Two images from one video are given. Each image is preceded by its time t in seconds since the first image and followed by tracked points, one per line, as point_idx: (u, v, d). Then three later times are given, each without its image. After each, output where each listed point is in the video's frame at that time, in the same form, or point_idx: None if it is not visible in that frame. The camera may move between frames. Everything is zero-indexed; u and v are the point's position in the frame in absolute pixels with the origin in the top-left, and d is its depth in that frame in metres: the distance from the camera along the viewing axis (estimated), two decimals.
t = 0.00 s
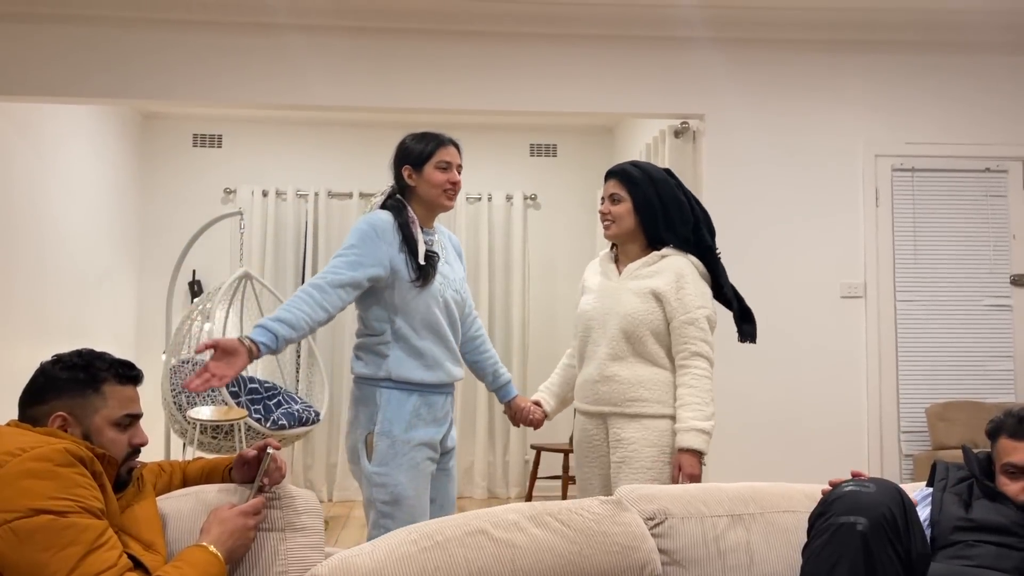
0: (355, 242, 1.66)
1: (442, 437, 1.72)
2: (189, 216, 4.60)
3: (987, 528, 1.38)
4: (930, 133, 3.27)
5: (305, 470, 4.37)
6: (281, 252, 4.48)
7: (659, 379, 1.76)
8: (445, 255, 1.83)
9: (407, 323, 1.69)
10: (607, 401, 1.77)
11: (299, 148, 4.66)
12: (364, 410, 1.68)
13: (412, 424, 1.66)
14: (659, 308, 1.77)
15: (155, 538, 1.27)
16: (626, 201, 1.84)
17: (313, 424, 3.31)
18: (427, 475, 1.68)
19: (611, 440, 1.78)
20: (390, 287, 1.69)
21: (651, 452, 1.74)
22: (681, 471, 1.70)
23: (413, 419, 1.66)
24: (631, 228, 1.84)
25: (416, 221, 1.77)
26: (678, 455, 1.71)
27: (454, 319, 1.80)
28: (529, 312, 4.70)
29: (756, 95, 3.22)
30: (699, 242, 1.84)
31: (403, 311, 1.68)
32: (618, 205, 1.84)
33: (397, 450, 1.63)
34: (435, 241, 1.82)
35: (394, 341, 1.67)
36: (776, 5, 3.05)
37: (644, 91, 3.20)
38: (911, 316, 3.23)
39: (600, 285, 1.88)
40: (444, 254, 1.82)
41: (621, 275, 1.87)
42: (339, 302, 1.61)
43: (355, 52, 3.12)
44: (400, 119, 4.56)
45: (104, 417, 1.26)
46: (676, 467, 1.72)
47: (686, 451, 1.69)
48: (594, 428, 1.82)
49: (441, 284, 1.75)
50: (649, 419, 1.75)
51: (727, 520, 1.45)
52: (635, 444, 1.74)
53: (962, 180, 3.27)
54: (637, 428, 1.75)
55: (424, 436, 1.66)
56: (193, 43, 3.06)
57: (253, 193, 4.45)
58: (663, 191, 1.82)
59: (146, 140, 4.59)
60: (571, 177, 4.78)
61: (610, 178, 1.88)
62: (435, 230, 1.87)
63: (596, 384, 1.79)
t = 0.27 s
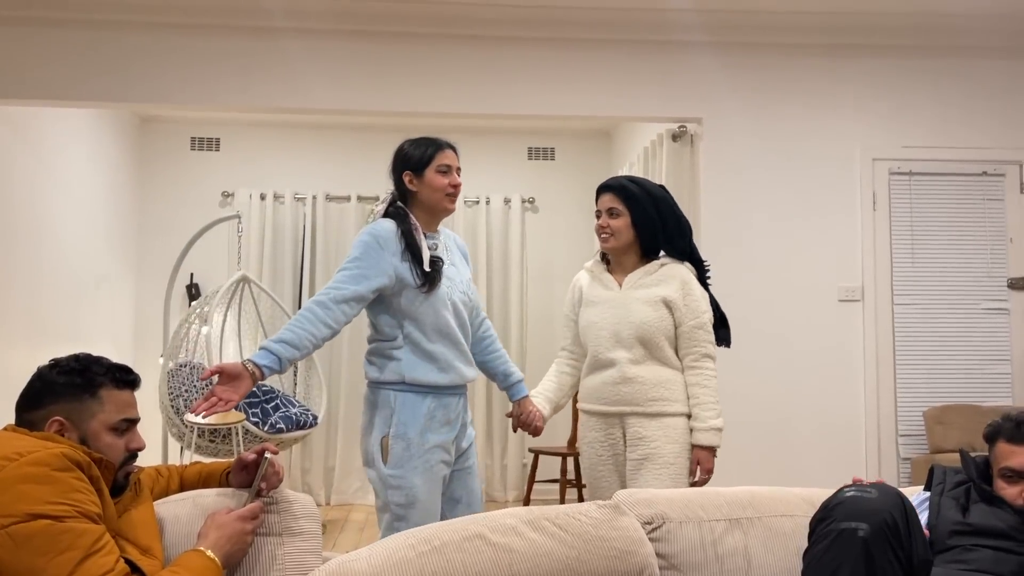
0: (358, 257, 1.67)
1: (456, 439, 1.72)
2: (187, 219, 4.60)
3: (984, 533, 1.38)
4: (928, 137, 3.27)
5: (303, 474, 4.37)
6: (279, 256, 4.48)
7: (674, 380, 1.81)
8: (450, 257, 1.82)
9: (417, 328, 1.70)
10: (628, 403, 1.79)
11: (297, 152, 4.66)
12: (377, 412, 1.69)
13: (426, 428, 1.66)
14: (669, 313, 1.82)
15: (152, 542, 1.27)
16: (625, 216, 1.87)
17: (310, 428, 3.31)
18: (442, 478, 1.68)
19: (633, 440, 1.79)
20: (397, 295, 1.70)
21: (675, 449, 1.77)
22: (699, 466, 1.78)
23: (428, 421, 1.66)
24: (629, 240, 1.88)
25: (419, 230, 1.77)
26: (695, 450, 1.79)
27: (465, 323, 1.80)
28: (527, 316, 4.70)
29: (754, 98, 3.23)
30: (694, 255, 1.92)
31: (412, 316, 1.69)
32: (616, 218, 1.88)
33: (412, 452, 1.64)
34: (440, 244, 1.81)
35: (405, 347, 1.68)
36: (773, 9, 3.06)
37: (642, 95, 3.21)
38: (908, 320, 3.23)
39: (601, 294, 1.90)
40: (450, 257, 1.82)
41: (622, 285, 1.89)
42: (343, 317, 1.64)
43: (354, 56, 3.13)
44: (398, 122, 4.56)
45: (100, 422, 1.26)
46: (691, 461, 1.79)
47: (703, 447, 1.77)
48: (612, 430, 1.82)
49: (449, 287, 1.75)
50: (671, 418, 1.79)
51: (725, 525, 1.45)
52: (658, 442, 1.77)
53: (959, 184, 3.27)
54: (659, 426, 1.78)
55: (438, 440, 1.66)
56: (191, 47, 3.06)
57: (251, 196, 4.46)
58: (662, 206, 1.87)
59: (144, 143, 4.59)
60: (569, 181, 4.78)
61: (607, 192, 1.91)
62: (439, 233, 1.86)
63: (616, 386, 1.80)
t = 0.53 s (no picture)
0: (364, 268, 1.75)
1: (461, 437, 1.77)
2: (181, 222, 4.59)
3: (977, 536, 1.38)
4: (920, 141, 3.28)
5: (296, 477, 4.36)
6: (273, 259, 4.47)
7: (679, 376, 1.95)
8: (457, 263, 1.87)
9: (416, 331, 1.76)
10: (638, 400, 1.91)
11: (291, 154, 4.65)
12: (383, 411, 1.77)
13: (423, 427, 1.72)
14: (672, 313, 1.96)
15: (144, 547, 1.26)
16: (628, 221, 1.99)
17: (304, 431, 3.30)
18: (444, 477, 1.72)
19: (643, 435, 1.91)
20: (399, 297, 1.78)
21: (686, 442, 1.90)
22: (721, 460, 1.97)
23: (424, 421, 1.72)
24: (631, 244, 2.01)
25: (424, 236, 1.83)
26: (714, 447, 1.97)
27: (472, 327, 1.83)
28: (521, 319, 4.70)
29: (747, 102, 3.23)
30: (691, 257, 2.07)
31: (410, 318, 1.77)
32: (619, 223, 2.00)
33: (409, 450, 1.70)
34: (448, 252, 1.86)
35: (404, 348, 1.76)
36: (766, 13, 3.07)
37: (636, 98, 3.21)
38: (901, 323, 3.24)
39: (603, 293, 2.02)
40: (458, 264, 1.87)
41: (624, 285, 2.01)
42: (352, 325, 1.74)
43: (348, 59, 3.13)
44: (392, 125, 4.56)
45: (92, 426, 1.25)
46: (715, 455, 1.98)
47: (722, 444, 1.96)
48: (621, 426, 1.93)
49: (449, 290, 1.80)
50: (679, 413, 1.92)
51: (718, 528, 1.46)
52: (670, 436, 1.89)
53: (951, 187, 3.29)
54: (669, 421, 1.91)
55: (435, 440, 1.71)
56: (184, 50, 3.05)
57: (244, 199, 4.46)
58: (664, 211, 2.00)
59: (137, 145, 4.58)
60: (563, 183, 4.78)
61: (609, 197, 2.02)
62: (449, 241, 1.91)
63: (626, 384, 1.92)
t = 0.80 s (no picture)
0: (372, 285, 1.82)
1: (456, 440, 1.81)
2: (168, 225, 4.57)
3: (963, 538, 1.38)
4: (906, 145, 3.31)
5: (284, 482, 4.34)
6: (261, 262, 4.45)
7: (688, 382, 2.04)
8: (462, 272, 1.92)
9: (416, 338, 1.83)
10: (652, 404, 1.97)
11: (279, 157, 4.64)
12: (384, 416, 1.85)
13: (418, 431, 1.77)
14: (684, 319, 2.05)
15: (131, 552, 1.25)
16: (635, 226, 2.06)
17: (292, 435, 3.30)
18: (439, 479, 1.77)
19: (654, 439, 1.98)
20: (402, 306, 1.85)
21: (693, 447, 1.98)
22: (716, 463, 1.99)
23: (418, 425, 1.77)
24: (639, 249, 2.07)
25: (430, 247, 1.89)
26: (709, 449, 2.00)
27: (472, 334, 1.88)
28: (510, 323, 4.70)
29: (735, 106, 3.25)
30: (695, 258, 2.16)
31: (411, 326, 1.83)
32: (628, 229, 2.06)
33: (403, 453, 1.77)
34: (453, 262, 1.92)
35: (404, 355, 1.83)
36: (754, 18, 3.09)
37: (625, 102, 3.22)
38: (888, 326, 3.26)
39: (618, 295, 2.07)
40: (462, 273, 1.92)
41: (637, 289, 2.08)
42: (369, 342, 1.84)
43: (337, 62, 3.12)
44: (381, 128, 4.56)
45: (79, 431, 1.24)
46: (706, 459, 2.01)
47: (715, 446, 1.99)
48: (632, 431, 1.99)
49: (450, 297, 1.85)
50: (688, 418, 1.99)
51: (707, 531, 1.46)
52: (680, 441, 1.97)
53: (937, 191, 3.31)
54: (679, 426, 1.98)
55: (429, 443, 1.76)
56: (172, 52, 3.04)
57: (232, 202, 4.43)
58: (670, 217, 2.08)
59: (124, 148, 4.55)
60: (552, 187, 4.79)
61: (618, 204, 2.09)
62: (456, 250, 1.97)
63: (641, 388, 1.98)
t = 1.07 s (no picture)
0: (365, 290, 1.82)
1: (448, 441, 1.80)
2: (156, 227, 4.55)
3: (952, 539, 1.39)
4: (894, 148, 3.32)
5: (273, 485, 4.32)
6: (250, 264, 4.43)
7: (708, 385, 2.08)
8: (456, 275, 1.92)
9: (408, 341, 1.82)
10: (675, 408, 2.01)
11: (268, 159, 4.63)
12: (379, 417, 1.85)
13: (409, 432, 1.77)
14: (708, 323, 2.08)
15: (118, 556, 1.24)
16: (654, 230, 2.09)
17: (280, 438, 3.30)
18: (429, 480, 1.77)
19: (672, 442, 2.02)
20: (396, 311, 1.84)
21: (707, 450, 2.04)
22: (734, 465, 2.08)
23: (409, 426, 1.77)
24: (660, 253, 2.10)
25: (424, 253, 1.89)
26: (728, 451, 2.08)
27: (465, 336, 1.87)
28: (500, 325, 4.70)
29: (724, 109, 3.26)
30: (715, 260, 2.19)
31: (403, 330, 1.83)
32: (648, 232, 2.09)
33: (393, 454, 1.77)
34: (447, 267, 1.91)
35: (396, 359, 1.83)
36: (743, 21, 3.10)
37: (614, 105, 3.22)
38: (876, 328, 3.27)
39: (645, 296, 2.09)
40: (455, 277, 1.91)
41: (662, 291, 2.10)
42: (361, 345, 1.85)
43: (326, 64, 3.11)
44: (369, 130, 4.55)
45: (65, 434, 1.23)
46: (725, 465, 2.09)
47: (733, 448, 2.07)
48: (652, 433, 2.02)
49: (442, 301, 1.84)
50: (705, 421, 2.04)
51: (697, 533, 1.46)
52: (696, 444, 2.02)
53: (925, 194, 3.33)
54: (696, 430, 2.03)
55: (419, 444, 1.76)
56: (160, 54, 3.02)
57: (221, 204, 4.42)
58: (689, 220, 2.10)
59: (111, 149, 4.52)
60: (541, 189, 4.79)
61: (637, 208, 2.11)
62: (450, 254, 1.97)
63: (665, 391, 2.01)
